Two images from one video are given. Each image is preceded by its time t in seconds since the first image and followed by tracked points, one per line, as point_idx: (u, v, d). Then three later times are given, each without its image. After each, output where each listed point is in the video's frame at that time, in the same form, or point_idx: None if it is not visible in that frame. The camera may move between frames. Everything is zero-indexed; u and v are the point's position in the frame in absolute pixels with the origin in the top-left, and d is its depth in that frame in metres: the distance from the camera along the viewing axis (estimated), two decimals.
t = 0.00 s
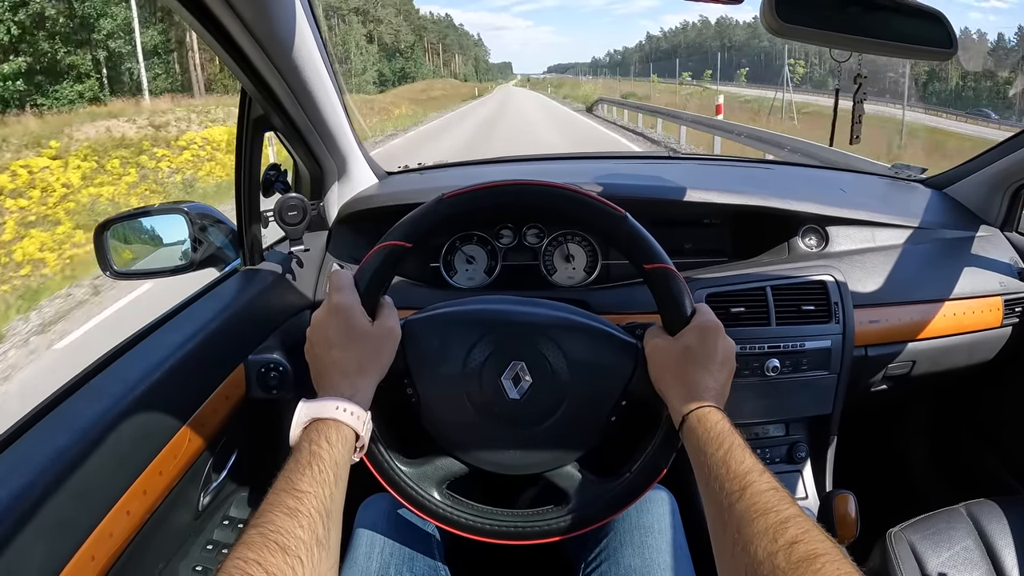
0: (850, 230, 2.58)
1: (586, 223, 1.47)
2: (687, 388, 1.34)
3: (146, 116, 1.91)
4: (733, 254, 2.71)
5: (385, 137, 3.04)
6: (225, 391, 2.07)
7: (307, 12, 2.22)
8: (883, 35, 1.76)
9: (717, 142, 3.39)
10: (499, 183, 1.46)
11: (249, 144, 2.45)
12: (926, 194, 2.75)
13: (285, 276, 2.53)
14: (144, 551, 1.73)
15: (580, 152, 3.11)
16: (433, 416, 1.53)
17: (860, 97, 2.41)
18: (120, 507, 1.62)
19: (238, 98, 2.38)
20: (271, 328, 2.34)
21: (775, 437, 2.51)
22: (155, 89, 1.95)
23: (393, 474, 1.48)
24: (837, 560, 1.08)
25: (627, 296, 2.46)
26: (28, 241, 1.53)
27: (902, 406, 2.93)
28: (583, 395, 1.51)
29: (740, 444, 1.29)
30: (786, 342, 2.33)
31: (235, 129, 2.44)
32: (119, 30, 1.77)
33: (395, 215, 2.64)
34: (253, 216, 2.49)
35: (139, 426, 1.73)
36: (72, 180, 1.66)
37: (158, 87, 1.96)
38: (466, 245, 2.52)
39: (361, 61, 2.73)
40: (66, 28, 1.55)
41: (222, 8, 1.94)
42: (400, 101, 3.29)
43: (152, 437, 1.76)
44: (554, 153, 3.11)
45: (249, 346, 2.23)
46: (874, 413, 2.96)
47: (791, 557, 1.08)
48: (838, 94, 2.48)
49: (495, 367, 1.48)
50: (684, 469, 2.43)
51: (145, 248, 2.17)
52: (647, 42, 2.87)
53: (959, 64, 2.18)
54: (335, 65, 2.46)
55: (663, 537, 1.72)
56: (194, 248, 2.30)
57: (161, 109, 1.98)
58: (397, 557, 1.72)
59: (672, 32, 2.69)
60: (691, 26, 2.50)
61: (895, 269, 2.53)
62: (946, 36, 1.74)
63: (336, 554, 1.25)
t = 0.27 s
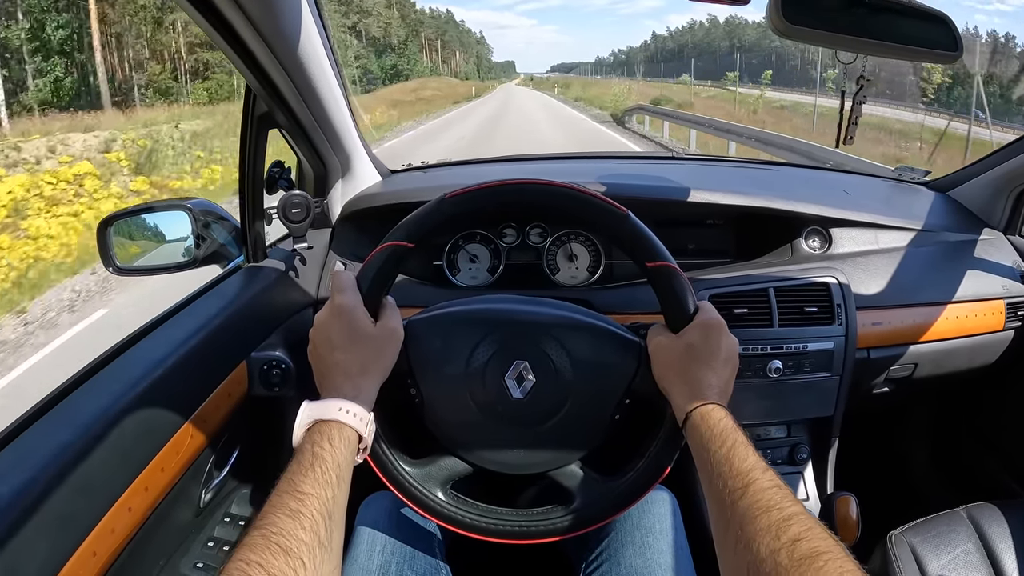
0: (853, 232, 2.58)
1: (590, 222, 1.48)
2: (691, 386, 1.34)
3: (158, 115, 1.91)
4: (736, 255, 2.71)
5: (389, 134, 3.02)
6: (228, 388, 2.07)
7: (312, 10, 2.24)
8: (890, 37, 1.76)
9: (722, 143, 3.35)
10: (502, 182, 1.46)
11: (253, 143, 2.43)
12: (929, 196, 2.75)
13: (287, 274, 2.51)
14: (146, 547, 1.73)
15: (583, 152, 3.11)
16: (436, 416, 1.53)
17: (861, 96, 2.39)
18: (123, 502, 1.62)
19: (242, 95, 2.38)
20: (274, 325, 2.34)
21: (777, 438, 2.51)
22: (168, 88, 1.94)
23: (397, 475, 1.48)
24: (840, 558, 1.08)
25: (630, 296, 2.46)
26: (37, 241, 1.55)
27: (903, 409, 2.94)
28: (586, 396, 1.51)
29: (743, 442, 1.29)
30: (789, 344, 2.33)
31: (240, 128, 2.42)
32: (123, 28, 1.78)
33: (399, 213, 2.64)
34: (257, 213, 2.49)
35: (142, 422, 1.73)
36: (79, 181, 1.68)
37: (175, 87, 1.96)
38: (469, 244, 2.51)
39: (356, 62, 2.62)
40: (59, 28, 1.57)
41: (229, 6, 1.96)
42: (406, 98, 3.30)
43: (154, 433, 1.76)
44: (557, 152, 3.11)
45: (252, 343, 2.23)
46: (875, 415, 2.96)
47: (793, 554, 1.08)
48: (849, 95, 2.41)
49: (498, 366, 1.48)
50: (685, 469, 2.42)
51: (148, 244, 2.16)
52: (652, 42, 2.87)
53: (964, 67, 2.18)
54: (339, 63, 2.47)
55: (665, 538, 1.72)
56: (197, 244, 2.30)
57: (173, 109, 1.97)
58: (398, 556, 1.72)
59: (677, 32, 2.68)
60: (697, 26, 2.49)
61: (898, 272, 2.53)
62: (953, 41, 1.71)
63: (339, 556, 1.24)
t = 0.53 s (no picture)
0: (856, 233, 2.58)
1: (594, 222, 1.48)
2: (696, 377, 1.35)
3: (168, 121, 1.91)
4: (740, 255, 2.71)
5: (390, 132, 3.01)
6: (233, 387, 2.07)
7: (320, 10, 2.25)
8: (899, 39, 1.77)
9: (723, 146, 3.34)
10: (508, 180, 1.46)
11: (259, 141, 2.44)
12: (931, 197, 2.76)
13: (292, 273, 2.51)
14: (151, 547, 1.73)
15: (587, 152, 3.12)
16: (444, 416, 1.53)
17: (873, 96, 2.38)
18: (128, 502, 1.62)
19: (249, 93, 2.39)
20: (278, 325, 2.34)
21: (780, 438, 2.51)
22: (173, 98, 1.94)
23: (408, 477, 1.48)
24: (847, 547, 1.08)
25: (635, 296, 2.46)
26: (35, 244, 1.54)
27: (903, 411, 2.96)
28: (593, 395, 1.51)
29: (750, 433, 1.29)
30: (793, 344, 2.34)
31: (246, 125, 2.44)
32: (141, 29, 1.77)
33: (403, 213, 2.64)
34: (261, 211, 2.50)
35: (147, 422, 1.73)
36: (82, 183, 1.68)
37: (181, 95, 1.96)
38: (473, 243, 2.51)
39: (359, 64, 2.60)
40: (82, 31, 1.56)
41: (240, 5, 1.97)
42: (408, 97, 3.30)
43: (159, 433, 1.76)
44: (561, 152, 3.11)
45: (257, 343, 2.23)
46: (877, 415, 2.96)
47: (800, 543, 1.08)
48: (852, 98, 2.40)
49: (506, 366, 1.48)
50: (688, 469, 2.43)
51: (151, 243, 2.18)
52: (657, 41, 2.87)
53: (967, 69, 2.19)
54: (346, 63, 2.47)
55: (670, 537, 1.72)
56: (202, 243, 2.30)
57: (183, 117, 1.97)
58: (403, 555, 1.72)
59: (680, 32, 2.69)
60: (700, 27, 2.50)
61: (901, 273, 2.53)
62: (957, 43, 1.76)
63: (348, 562, 1.24)
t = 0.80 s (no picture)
0: (859, 233, 2.59)
1: (603, 219, 1.48)
2: (708, 374, 1.35)
3: (142, 129, 1.94)
4: (744, 254, 2.71)
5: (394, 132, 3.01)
6: (239, 385, 2.06)
7: (330, 7, 2.27)
8: (904, 39, 1.78)
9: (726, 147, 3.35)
10: (518, 178, 1.46)
11: (267, 138, 2.44)
12: (933, 198, 2.77)
13: (298, 271, 2.50)
14: (157, 546, 1.72)
15: (590, 151, 3.12)
16: (455, 414, 1.53)
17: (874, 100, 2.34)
18: (136, 501, 1.61)
19: (256, 89, 2.39)
20: (283, 324, 2.33)
21: (784, 437, 2.52)
22: (150, 107, 1.97)
23: (418, 476, 1.48)
24: (860, 539, 1.08)
25: (639, 295, 2.46)
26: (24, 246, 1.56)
27: (906, 411, 2.96)
28: (603, 393, 1.52)
29: (761, 427, 1.29)
30: (797, 343, 2.35)
31: (253, 121, 2.43)
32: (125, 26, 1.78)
33: (408, 211, 2.64)
34: (267, 210, 2.48)
35: (155, 421, 1.72)
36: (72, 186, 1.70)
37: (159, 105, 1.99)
38: (478, 242, 2.51)
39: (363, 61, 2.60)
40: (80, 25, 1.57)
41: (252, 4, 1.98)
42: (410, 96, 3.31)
43: (166, 432, 1.75)
44: (564, 151, 3.12)
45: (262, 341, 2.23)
46: (880, 414, 2.97)
47: (814, 535, 1.09)
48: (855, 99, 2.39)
49: (516, 363, 1.48)
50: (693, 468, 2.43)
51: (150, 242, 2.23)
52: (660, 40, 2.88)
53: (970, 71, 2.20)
54: (352, 59, 2.49)
55: (678, 535, 1.73)
56: (205, 241, 2.30)
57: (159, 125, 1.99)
58: (412, 554, 1.72)
59: (683, 32, 2.69)
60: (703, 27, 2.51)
61: (904, 272, 2.55)
62: (961, 44, 1.79)
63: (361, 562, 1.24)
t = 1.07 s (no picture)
0: (857, 233, 2.59)
1: (600, 219, 1.48)
2: (704, 375, 1.35)
3: (147, 139, 1.96)
4: (741, 255, 2.71)
5: (393, 133, 3.02)
6: (235, 385, 2.06)
7: (326, 6, 2.26)
8: (901, 39, 1.78)
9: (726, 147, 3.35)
10: (514, 178, 1.46)
11: (263, 137, 2.43)
12: (931, 198, 2.77)
13: (294, 271, 2.51)
14: (153, 546, 1.72)
15: (589, 151, 3.12)
16: (451, 414, 1.53)
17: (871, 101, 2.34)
18: (131, 501, 1.61)
19: (251, 89, 2.37)
20: (281, 323, 2.33)
21: (781, 437, 2.52)
22: (152, 108, 1.96)
23: (414, 476, 1.48)
24: (855, 540, 1.08)
25: (637, 295, 2.46)
26: (25, 257, 1.58)
27: (903, 411, 2.96)
28: (599, 393, 1.51)
29: (756, 429, 1.29)
30: (793, 343, 2.35)
31: (248, 120, 2.42)
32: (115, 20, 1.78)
33: (406, 211, 2.64)
34: (263, 210, 2.48)
35: (151, 421, 1.72)
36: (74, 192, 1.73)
37: (163, 115, 2.02)
38: (475, 242, 2.51)
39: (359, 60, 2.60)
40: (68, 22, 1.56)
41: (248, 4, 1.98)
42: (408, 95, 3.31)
43: (163, 432, 1.75)
44: (563, 151, 3.12)
45: (259, 341, 2.22)
46: (877, 415, 2.97)
47: (809, 537, 1.08)
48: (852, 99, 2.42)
49: (513, 364, 1.48)
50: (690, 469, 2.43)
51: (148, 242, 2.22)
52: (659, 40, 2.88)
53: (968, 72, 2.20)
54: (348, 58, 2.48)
55: (674, 536, 1.73)
56: (203, 241, 2.31)
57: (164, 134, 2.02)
58: (408, 554, 1.72)
59: (681, 32, 2.70)
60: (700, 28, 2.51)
61: (902, 273, 2.55)
62: (958, 44, 1.78)
63: (355, 562, 1.23)
